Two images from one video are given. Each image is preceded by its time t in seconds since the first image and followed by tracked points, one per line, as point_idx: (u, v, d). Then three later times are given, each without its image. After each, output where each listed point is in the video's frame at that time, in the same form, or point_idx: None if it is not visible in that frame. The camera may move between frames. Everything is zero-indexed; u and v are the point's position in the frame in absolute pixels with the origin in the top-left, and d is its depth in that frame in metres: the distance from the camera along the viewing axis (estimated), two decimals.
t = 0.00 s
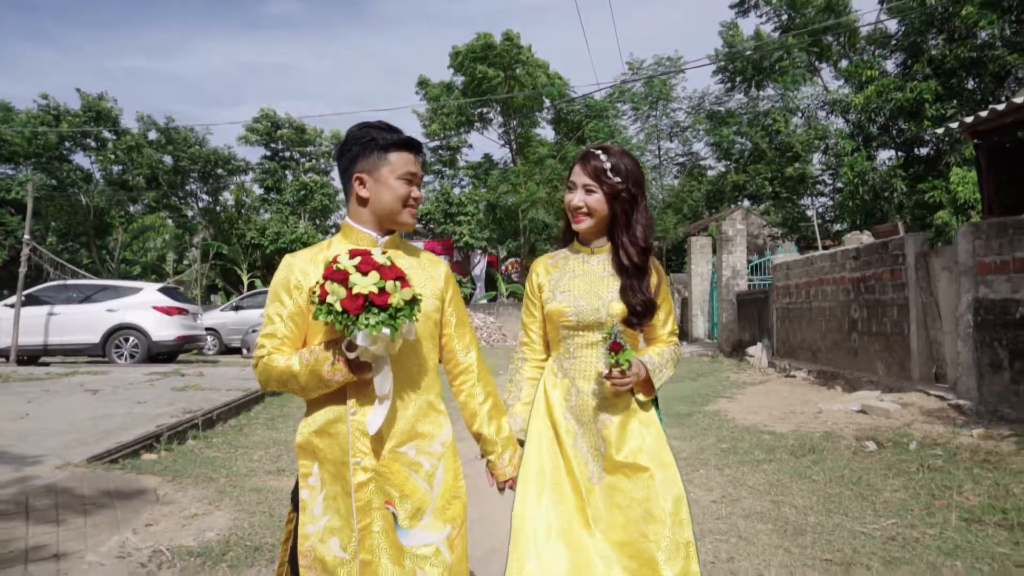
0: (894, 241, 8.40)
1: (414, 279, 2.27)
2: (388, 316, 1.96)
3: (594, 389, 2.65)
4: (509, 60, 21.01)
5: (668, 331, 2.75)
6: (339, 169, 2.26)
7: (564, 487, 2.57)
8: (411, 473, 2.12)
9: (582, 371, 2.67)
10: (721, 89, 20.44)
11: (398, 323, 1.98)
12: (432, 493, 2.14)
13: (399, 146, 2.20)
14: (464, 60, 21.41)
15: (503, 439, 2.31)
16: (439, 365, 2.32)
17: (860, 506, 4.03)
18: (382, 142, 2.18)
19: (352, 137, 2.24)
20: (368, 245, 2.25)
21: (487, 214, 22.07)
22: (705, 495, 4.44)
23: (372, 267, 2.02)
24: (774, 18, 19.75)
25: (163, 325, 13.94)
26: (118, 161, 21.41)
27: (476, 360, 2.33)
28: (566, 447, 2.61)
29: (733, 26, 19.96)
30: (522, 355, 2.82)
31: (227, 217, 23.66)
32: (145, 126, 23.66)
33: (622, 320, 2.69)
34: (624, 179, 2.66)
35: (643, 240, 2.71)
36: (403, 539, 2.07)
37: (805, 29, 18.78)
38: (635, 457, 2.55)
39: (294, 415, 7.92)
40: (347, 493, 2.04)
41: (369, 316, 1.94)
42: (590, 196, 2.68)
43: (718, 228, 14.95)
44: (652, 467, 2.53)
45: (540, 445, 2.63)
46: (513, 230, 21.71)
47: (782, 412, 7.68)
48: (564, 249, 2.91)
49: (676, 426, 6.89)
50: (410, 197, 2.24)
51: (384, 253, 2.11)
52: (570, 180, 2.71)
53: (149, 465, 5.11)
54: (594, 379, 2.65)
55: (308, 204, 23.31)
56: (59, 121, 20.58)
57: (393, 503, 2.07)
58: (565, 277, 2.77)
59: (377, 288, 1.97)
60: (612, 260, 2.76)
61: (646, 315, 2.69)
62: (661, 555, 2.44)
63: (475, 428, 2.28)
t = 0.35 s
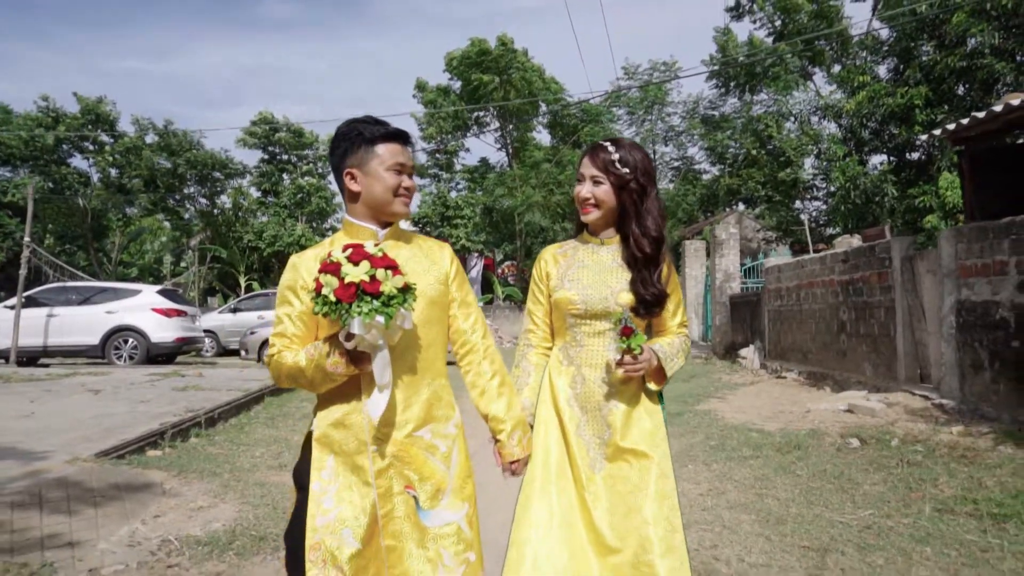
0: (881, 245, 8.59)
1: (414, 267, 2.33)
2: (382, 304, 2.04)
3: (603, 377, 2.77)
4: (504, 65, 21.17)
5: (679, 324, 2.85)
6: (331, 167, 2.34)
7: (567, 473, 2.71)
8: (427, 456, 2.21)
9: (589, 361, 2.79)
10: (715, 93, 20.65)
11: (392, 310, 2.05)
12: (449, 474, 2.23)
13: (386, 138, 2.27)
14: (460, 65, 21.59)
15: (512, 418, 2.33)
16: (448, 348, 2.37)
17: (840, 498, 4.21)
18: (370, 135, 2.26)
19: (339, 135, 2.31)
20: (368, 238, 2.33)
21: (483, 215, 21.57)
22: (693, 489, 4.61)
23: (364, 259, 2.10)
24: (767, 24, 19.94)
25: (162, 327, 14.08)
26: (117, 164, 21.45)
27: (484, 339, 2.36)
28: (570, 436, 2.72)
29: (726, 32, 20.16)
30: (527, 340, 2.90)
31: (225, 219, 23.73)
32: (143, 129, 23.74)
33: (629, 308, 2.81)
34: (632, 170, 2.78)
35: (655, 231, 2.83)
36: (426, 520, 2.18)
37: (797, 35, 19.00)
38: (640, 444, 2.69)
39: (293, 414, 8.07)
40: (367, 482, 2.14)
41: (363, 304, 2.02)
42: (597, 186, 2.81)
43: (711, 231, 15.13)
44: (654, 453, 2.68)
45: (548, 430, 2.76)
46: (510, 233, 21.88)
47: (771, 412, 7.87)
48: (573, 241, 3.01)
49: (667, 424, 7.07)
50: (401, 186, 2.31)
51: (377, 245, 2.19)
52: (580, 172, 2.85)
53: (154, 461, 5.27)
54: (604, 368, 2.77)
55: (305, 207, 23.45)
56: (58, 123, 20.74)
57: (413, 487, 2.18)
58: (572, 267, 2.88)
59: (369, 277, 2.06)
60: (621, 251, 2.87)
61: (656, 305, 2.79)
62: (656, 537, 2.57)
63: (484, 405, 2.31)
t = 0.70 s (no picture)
0: (866, 249, 8.82)
1: (409, 266, 2.38)
2: (375, 311, 2.08)
3: (607, 367, 2.90)
4: (498, 71, 21.39)
5: (674, 317, 2.97)
6: (325, 172, 2.40)
7: (567, 458, 2.84)
8: (430, 452, 2.27)
9: (591, 350, 2.92)
10: (707, 99, 20.91)
11: (385, 317, 2.09)
12: (450, 470, 2.29)
13: (379, 141, 2.34)
14: (454, 71, 21.83)
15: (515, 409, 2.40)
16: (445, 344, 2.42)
17: (818, 489, 4.41)
18: (361, 139, 2.33)
19: (333, 139, 2.39)
20: (365, 242, 2.40)
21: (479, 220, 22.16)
22: (679, 482, 4.81)
23: (356, 266, 2.13)
24: (758, 30, 20.22)
25: (160, 330, 14.23)
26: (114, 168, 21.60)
27: (483, 335, 2.40)
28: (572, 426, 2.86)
29: (718, 38, 20.45)
30: (528, 329, 3.03)
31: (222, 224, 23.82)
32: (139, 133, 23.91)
33: (632, 302, 2.93)
34: (632, 164, 2.86)
35: (654, 224, 2.91)
36: (430, 516, 2.23)
37: (788, 42, 19.32)
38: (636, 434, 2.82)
39: (292, 414, 8.25)
40: (371, 480, 2.19)
41: (356, 311, 2.05)
42: (598, 180, 2.90)
43: (703, 235, 15.35)
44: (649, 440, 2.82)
45: (550, 417, 2.90)
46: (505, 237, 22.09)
47: (758, 411, 8.09)
48: (575, 232, 3.12)
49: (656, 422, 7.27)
50: (394, 187, 2.36)
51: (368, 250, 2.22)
52: (581, 166, 2.93)
53: (159, 458, 5.44)
54: (606, 358, 2.90)
55: (302, 211, 23.65)
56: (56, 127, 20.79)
57: (416, 483, 2.23)
58: (575, 259, 2.99)
59: (360, 284, 2.09)
60: (623, 244, 2.98)
61: (659, 297, 2.91)
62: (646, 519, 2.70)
63: (488, 400, 2.37)
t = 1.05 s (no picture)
0: (860, 252, 9.01)
1: (404, 276, 2.48)
2: (369, 321, 2.13)
3: (616, 375, 2.76)
4: (500, 75, 21.60)
5: (677, 326, 2.89)
6: (325, 179, 2.46)
7: (575, 471, 2.66)
8: (422, 460, 2.34)
9: (602, 358, 2.78)
10: (708, 103, 21.00)
11: (379, 328, 2.14)
12: (442, 478, 2.36)
13: (380, 151, 2.41)
14: (456, 77, 22.02)
15: (504, 421, 2.47)
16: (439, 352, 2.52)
17: (807, 483, 4.59)
18: (361, 148, 2.39)
19: (334, 147, 2.45)
20: (362, 251, 2.50)
21: (481, 223, 22.07)
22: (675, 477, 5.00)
23: (353, 276, 2.20)
24: (758, 36, 20.40)
25: (167, 332, 14.44)
26: (119, 172, 21.90)
27: (475, 346, 2.52)
28: (581, 434, 2.69)
29: (718, 43, 20.67)
30: (529, 339, 2.88)
31: (225, 227, 24.10)
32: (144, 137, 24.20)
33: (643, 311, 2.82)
34: (640, 171, 2.76)
35: (661, 231, 2.82)
36: (421, 524, 2.28)
37: (787, 47, 19.52)
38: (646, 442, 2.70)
39: (298, 413, 8.43)
40: (365, 487, 2.25)
41: (349, 321, 2.11)
42: (606, 187, 2.81)
43: (703, 238, 15.52)
44: (656, 445, 2.70)
45: (553, 427, 2.73)
46: (507, 240, 22.24)
47: (754, 411, 8.26)
48: (581, 240, 2.98)
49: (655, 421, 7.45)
50: (393, 198, 2.45)
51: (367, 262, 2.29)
52: (587, 173, 2.84)
53: (172, 454, 5.64)
54: (616, 366, 2.77)
55: (306, 215, 23.86)
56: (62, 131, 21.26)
57: (408, 492, 2.29)
58: (584, 267, 2.84)
59: (357, 294, 2.15)
60: (630, 252, 2.87)
61: (669, 306, 2.82)
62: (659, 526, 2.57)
63: (477, 411, 2.45)
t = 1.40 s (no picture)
0: (864, 256, 9.12)
1: (409, 272, 2.50)
2: (380, 320, 2.13)
3: (637, 376, 2.79)
4: (509, 78, 21.81)
5: (695, 324, 2.92)
6: (330, 174, 2.48)
7: (596, 473, 2.66)
8: (419, 455, 2.34)
9: (622, 358, 2.80)
10: (717, 106, 21.08)
11: (389, 327, 2.14)
12: (438, 474, 2.35)
13: (382, 147, 2.41)
14: (466, 79, 22.23)
15: (492, 424, 2.52)
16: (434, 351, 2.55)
17: (804, 480, 4.77)
18: (364, 145, 2.39)
19: (338, 143, 2.46)
20: (365, 246, 2.49)
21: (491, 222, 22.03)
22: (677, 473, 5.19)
23: (363, 275, 2.18)
24: (767, 39, 20.51)
25: (182, 331, 14.74)
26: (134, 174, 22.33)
27: (467, 346, 2.56)
28: (604, 433, 2.70)
29: (727, 47, 20.81)
30: (539, 345, 2.84)
31: (239, 227, 24.54)
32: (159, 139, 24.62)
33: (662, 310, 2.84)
34: (651, 172, 2.80)
35: (674, 230, 2.85)
36: (417, 519, 2.27)
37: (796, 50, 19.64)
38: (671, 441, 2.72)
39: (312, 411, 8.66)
40: (362, 480, 2.24)
41: (361, 321, 2.11)
42: (618, 188, 2.83)
43: (711, 241, 15.67)
44: (679, 445, 2.72)
45: (575, 427, 2.74)
46: (516, 241, 22.47)
47: (758, 411, 8.42)
48: (595, 244, 3.00)
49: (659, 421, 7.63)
50: (395, 194, 2.44)
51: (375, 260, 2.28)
52: (599, 175, 2.87)
53: (193, 448, 5.87)
54: (637, 366, 2.79)
55: (318, 216, 24.18)
56: (79, 133, 21.68)
57: (405, 487, 2.28)
58: (601, 268, 2.86)
59: (368, 294, 2.14)
60: (644, 252, 2.90)
61: (687, 303, 2.84)
62: (686, 526, 2.58)
63: (468, 411, 2.49)
